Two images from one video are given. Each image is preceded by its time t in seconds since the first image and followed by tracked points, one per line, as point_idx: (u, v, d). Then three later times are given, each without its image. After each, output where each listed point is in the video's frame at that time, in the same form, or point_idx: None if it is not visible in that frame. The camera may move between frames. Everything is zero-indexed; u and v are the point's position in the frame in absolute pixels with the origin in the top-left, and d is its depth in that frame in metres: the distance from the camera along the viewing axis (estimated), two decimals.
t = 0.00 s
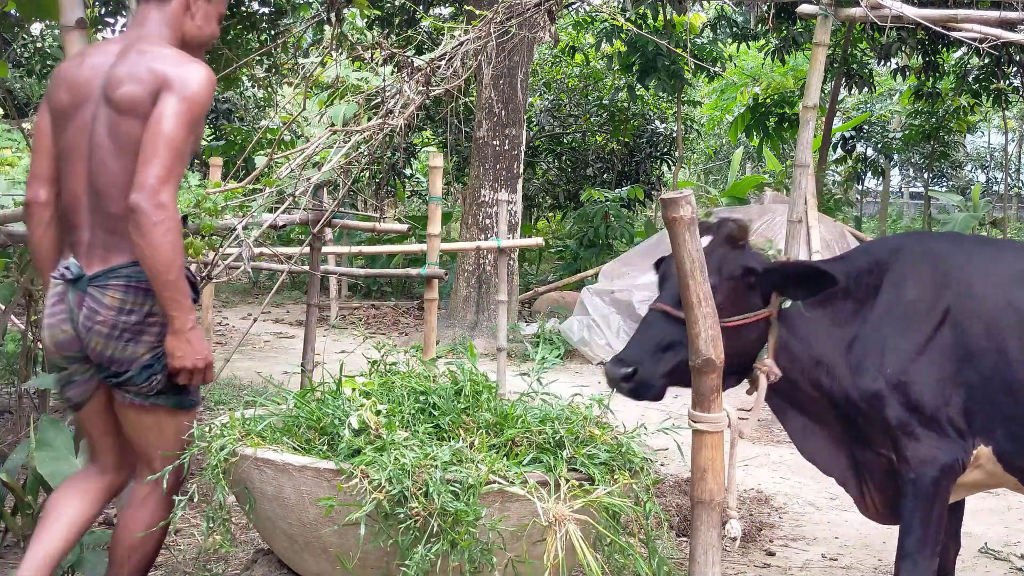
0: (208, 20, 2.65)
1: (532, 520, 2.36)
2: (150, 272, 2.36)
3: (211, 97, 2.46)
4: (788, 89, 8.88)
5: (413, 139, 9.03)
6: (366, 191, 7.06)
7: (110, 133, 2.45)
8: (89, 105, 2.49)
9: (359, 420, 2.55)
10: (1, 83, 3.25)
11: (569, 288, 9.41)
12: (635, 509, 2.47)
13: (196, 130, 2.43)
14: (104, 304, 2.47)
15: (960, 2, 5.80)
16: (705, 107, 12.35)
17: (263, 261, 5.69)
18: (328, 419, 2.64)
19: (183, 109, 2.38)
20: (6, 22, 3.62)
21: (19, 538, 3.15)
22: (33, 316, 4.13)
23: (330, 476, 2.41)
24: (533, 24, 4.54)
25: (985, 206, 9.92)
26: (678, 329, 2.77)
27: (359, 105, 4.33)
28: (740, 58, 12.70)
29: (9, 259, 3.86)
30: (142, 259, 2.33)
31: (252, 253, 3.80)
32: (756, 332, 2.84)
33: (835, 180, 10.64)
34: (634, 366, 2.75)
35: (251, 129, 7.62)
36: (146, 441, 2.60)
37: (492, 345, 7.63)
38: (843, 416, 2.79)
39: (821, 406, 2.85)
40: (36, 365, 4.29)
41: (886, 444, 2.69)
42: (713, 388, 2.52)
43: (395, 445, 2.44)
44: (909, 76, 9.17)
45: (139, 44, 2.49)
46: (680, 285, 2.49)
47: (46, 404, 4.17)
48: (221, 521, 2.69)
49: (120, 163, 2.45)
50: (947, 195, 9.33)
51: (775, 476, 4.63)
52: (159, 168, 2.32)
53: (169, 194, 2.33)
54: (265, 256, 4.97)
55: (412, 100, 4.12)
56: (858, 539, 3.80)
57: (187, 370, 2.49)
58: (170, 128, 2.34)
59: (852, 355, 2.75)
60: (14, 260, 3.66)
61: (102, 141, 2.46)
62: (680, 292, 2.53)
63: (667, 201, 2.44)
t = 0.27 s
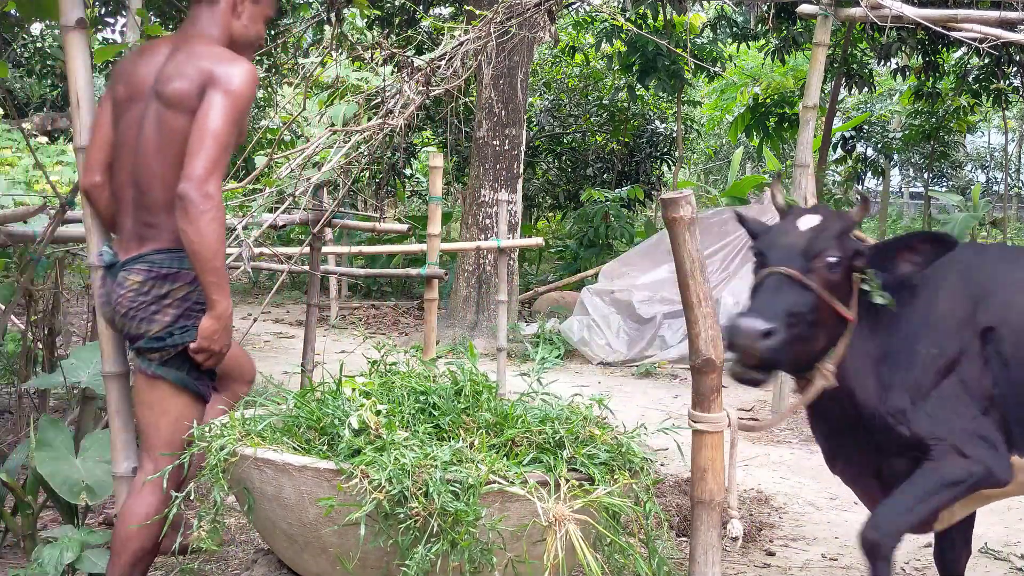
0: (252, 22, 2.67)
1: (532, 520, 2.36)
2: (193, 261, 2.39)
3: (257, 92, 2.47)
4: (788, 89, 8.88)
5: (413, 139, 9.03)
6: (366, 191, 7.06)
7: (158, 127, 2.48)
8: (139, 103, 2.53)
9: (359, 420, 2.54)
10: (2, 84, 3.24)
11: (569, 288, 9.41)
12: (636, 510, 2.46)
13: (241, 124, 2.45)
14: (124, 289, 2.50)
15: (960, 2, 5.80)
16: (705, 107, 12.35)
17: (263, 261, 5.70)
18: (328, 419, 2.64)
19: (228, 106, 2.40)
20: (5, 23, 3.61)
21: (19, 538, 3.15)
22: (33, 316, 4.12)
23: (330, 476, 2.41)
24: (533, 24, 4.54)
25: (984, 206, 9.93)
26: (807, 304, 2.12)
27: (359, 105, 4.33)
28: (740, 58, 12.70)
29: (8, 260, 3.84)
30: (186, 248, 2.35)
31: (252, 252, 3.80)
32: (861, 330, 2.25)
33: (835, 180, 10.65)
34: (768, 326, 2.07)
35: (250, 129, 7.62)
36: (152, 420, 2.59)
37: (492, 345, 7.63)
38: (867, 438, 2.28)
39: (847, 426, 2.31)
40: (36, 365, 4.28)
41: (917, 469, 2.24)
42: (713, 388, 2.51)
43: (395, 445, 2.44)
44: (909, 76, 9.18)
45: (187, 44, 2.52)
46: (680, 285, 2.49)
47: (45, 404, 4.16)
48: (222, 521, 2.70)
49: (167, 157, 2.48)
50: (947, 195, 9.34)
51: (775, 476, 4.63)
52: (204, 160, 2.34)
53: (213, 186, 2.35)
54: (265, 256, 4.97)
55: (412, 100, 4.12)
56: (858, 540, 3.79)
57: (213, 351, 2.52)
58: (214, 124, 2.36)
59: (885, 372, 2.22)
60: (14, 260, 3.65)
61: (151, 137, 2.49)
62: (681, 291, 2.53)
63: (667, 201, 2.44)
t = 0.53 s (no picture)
0: (303, 46, 2.81)
1: (531, 520, 2.36)
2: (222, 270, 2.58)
3: (279, 112, 2.64)
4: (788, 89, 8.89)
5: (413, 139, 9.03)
6: (366, 191, 7.06)
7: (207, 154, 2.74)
8: (203, 131, 2.85)
9: (359, 420, 2.54)
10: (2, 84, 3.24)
11: (569, 288, 9.41)
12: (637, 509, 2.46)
13: (266, 144, 2.62)
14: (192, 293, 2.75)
15: (960, 2, 5.80)
16: (705, 107, 12.35)
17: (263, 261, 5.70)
18: (328, 419, 2.64)
19: (249, 129, 2.58)
20: (5, 23, 3.61)
21: (19, 538, 3.15)
22: (33, 316, 4.12)
23: (330, 476, 2.41)
24: (533, 24, 4.54)
25: (984, 206, 9.93)
26: (852, 378, 1.99)
27: (359, 105, 4.34)
28: (740, 58, 12.69)
29: (8, 259, 3.84)
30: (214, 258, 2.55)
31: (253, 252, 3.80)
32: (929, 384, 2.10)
33: (835, 180, 10.66)
34: (802, 425, 1.94)
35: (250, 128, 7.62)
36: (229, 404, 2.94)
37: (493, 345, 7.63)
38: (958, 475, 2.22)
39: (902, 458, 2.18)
40: (36, 365, 4.28)
41: (1001, 509, 2.22)
42: (713, 388, 2.51)
43: (396, 445, 2.44)
44: (909, 76, 9.18)
45: (235, 75, 2.75)
46: (680, 285, 2.49)
47: (45, 404, 4.16)
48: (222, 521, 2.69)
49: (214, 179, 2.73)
50: (947, 195, 9.34)
51: (775, 476, 4.63)
52: (222, 178, 2.53)
53: (232, 198, 2.52)
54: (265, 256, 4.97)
55: (412, 100, 4.12)
56: (858, 540, 3.79)
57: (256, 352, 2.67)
58: (232, 146, 2.55)
59: (979, 422, 2.19)
60: (14, 260, 3.65)
61: (210, 161, 2.80)
62: (681, 291, 2.54)
63: (667, 201, 2.44)
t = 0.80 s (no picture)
0: (362, 45, 2.84)
1: (532, 520, 2.36)
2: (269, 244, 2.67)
3: (316, 102, 2.70)
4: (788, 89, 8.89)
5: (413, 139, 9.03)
6: (367, 191, 7.06)
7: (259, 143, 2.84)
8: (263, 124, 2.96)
9: (359, 420, 2.54)
10: (3, 84, 3.24)
11: (570, 288, 9.41)
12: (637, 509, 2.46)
13: (303, 131, 2.68)
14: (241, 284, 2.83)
15: (960, 2, 5.80)
16: (705, 107, 12.34)
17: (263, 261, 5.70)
18: (328, 419, 2.63)
19: (286, 118, 2.65)
20: (6, 22, 3.61)
21: (19, 537, 3.15)
22: (33, 316, 4.12)
23: (330, 476, 2.41)
24: (533, 23, 4.54)
25: (984, 206, 9.94)
26: (827, 482, 1.90)
27: (360, 105, 4.34)
28: (740, 58, 12.69)
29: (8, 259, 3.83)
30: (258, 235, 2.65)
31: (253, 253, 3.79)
32: (914, 466, 2.00)
33: (835, 179, 10.66)
34: (776, 546, 1.85)
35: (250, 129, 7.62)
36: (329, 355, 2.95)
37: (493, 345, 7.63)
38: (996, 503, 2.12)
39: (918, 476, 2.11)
40: (36, 365, 4.28)
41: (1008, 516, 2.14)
42: (713, 389, 2.51)
43: (396, 445, 2.44)
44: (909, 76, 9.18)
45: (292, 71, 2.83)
46: (680, 285, 2.50)
47: (46, 404, 4.15)
48: (222, 521, 2.69)
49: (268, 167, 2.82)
50: (947, 195, 9.34)
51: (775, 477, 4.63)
52: (253, 160, 2.61)
53: (262, 179, 2.59)
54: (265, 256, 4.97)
55: (412, 100, 4.12)
56: (859, 540, 3.79)
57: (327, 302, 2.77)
58: (264, 133, 2.63)
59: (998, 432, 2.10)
60: (14, 260, 3.65)
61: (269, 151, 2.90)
62: (681, 292, 2.54)
63: (667, 201, 2.44)
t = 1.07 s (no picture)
0: (442, 73, 2.92)
1: (531, 520, 2.37)
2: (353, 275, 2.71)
3: (399, 137, 2.77)
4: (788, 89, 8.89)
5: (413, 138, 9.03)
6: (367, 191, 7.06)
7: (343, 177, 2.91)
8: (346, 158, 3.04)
9: (359, 420, 2.54)
10: (3, 84, 3.23)
11: (570, 288, 9.41)
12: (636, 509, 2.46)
13: (387, 166, 2.75)
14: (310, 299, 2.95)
15: (960, 2, 5.81)
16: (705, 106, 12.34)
17: (263, 260, 5.69)
18: (328, 419, 2.63)
19: (371, 154, 2.73)
20: (6, 22, 3.61)
21: (19, 537, 3.15)
22: (33, 316, 4.12)
23: (330, 476, 2.41)
24: (533, 23, 4.55)
25: (984, 206, 9.95)
26: (746, 443, 1.83)
27: (360, 105, 4.34)
28: (740, 57, 12.69)
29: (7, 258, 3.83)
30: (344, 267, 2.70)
31: (253, 253, 3.79)
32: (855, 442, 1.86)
33: (835, 179, 10.66)
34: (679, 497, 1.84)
35: (250, 129, 7.63)
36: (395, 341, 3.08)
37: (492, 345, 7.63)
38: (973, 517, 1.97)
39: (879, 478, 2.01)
40: (36, 365, 4.28)
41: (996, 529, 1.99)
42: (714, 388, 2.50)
43: (396, 444, 2.44)
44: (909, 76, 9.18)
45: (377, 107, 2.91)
46: (680, 285, 2.50)
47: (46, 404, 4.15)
48: (222, 521, 2.69)
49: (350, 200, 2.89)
50: (947, 195, 9.34)
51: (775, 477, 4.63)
52: (341, 195, 2.67)
53: (348, 213, 2.65)
54: (266, 256, 4.97)
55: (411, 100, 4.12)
56: (858, 540, 3.79)
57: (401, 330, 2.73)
58: (349, 169, 2.71)
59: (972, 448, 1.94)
60: (14, 260, 3.65)
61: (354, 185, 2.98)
62: (681, 292, 2.54)
63: (667, 201, 2.44)
